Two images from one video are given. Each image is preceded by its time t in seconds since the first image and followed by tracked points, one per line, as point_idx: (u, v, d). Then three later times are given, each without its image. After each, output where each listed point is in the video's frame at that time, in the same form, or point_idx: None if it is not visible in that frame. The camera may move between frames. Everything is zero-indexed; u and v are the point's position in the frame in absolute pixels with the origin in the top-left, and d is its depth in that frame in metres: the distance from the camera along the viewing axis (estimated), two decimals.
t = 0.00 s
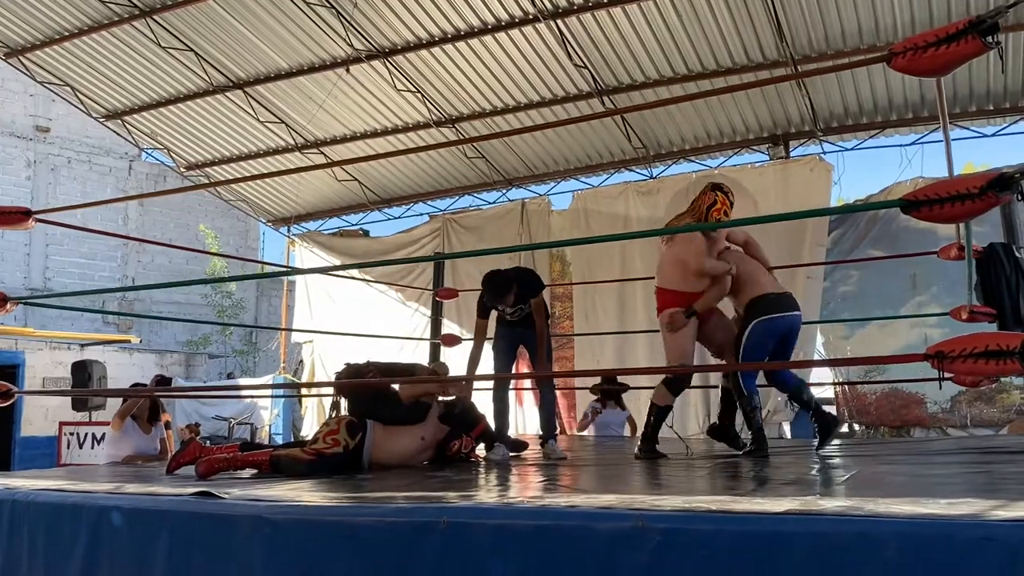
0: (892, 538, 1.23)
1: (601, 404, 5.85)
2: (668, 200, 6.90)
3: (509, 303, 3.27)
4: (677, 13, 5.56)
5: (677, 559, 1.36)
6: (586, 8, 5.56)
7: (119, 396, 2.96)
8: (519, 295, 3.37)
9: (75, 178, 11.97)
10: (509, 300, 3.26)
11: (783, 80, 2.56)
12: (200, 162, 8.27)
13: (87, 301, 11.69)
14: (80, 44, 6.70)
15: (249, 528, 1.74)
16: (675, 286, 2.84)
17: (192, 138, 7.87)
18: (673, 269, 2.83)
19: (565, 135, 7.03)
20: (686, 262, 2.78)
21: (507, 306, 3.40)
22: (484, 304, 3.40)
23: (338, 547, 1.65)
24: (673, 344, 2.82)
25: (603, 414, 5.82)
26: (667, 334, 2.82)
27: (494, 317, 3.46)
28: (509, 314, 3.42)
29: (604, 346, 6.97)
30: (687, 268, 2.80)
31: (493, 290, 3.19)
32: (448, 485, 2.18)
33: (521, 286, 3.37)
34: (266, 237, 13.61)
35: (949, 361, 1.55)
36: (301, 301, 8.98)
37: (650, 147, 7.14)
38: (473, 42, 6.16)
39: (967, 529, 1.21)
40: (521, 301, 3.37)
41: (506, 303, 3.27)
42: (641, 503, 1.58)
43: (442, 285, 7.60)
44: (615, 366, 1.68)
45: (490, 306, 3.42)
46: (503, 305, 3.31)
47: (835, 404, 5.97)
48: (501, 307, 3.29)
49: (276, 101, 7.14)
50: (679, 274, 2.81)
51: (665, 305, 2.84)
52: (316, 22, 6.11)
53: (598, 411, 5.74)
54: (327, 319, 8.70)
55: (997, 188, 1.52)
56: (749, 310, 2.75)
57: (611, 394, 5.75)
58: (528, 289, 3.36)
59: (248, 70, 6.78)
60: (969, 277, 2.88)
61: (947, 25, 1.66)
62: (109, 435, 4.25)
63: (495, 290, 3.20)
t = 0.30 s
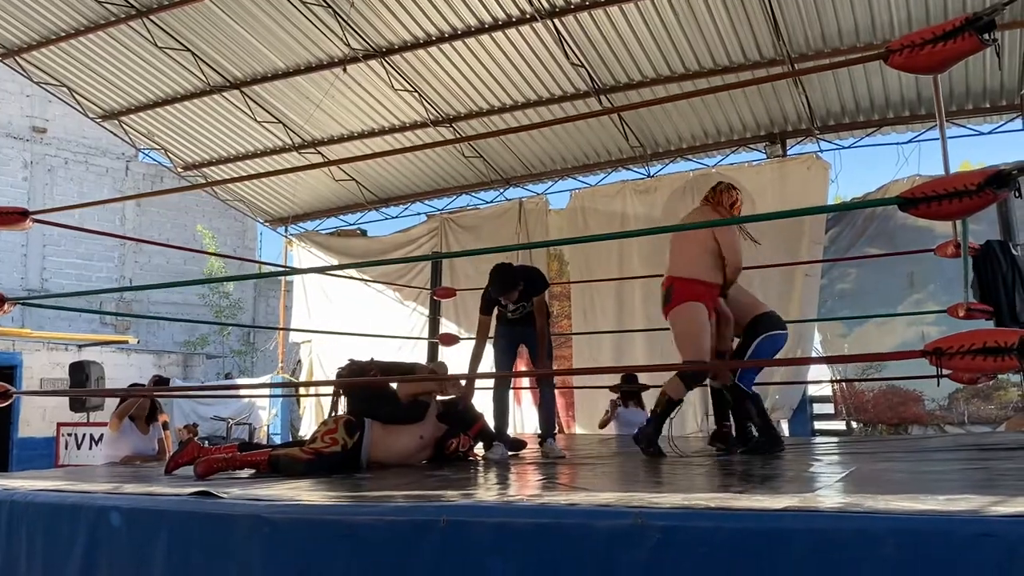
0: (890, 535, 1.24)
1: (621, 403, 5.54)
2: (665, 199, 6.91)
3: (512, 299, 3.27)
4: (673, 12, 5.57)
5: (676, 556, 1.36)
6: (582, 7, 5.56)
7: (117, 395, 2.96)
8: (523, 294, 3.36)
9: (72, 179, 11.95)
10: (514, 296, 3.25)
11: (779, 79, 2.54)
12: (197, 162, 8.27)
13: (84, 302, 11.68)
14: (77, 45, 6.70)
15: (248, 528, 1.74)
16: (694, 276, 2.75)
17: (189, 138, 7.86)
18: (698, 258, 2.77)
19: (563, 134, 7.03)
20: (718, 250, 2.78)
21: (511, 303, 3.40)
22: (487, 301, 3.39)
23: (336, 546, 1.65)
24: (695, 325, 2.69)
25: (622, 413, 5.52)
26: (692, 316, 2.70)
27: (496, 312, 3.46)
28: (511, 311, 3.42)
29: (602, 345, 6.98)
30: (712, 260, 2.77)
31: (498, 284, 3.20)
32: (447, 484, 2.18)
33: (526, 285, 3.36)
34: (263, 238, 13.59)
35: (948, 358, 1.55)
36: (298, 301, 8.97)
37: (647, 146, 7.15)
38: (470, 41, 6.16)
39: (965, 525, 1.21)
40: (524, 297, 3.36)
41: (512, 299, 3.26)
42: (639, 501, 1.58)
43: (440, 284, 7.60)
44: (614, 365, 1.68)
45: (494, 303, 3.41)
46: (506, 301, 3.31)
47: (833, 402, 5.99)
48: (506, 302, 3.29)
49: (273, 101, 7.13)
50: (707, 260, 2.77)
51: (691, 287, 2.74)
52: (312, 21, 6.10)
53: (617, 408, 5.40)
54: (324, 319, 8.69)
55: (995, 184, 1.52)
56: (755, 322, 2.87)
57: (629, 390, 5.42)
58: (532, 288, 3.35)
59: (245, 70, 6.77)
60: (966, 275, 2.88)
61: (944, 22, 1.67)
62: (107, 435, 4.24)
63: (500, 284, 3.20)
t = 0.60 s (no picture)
0: (888, 533, 1.24)
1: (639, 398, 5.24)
2: (663, 198, 6.93)
3: (513, 297, 3.26)
4: (671, 11, 5.56)
5: (675, 556, 1.37)
6: (579, 7, 5.55)
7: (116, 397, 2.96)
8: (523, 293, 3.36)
9: (70, 179, 11.93)
10: (514, 294, 3.24)
11: (774, 79, 2.51)
12: (195, 163, 8.26)
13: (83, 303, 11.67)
14: (73, 46, 6.68)
15: (247, 529, 1.74)
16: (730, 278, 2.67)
17: (186, 139, 7.86)
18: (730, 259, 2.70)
19: (560, 134, 7.03)
20: (744, 255, 2.75)
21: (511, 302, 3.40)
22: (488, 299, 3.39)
23: (335, 547, 1.65)
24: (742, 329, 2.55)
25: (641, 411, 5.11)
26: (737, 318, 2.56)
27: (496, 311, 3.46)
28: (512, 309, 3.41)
29: (600, 344, 6.99)
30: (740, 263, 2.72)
31: (499, 282, 3.19)
32: (446, 484, 2.18)
33: (526, 283, 3.36)
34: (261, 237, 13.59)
35: (944, 358, 1.55)
36: (297, 301, 8.97)
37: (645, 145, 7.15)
38: (467, 41, 6.15)
39: (962, 524, 1.21)
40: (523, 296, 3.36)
41: (512, 297, 3.25)
42: (637, 501, 1.58)
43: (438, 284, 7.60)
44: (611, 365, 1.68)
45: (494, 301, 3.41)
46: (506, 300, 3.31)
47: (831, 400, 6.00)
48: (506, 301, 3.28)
49: (270, 102, 7.12)
50: (738, 264, 2.70)
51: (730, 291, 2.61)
52: (310, 22, 6.09)
53: (635, 402, 5.16)
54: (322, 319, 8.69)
55: (991, 184, 1.53)
56: (742, 309, 2.87)
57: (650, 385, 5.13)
58: (532, 287, 3.35)
59: (242, 71, 6.77)
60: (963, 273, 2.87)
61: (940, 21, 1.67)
62: (106, 437, 4.24)
63: (502, 283, 3.18)
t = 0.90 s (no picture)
0: (886, 530, 1.24)
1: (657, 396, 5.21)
2: (662, 196, 6.94)
3: (511, 296, 3.26)
4: (668, 9, 5.56)
5: (673, 553, 1.37)
6: (576, 5, 5.55)
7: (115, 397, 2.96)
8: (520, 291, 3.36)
9: (68, 179, 11.93)
10: (514, 292, 3.25)
11: (772, 75, 2.53)
12: (193, 163, 8.27)
13: (82, 303, 11.68)
14: (71, 46, 6.68)
15: (246, 528, 1.74)
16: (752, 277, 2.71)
17: (184, 139, 7.86)
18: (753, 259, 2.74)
19: (558, 132, 7.03)
20: (764, 254, 2.80)
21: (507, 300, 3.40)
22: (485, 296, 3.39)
23: (334, 545, 1.65)
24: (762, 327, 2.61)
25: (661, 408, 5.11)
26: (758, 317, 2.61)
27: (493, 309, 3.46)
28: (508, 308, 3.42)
29: (599, 342, 6.99)
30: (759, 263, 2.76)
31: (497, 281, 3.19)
32: (444, 483, 2.18)
33: (524, 282, 3.36)
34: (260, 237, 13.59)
35: (942, 354, 1.55)
36: (296, 300, 8.97)
37: (643, 143, 7.15)
38: (464, 39, 6.15)
39: (960, 519, 1.21)
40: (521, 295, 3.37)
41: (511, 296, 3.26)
42: (635, 498, 1.58)
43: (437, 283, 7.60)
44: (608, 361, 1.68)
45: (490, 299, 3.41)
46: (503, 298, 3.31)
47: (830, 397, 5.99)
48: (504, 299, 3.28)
49: (268, 101, 7.13)
50: (760, 263, 2.74)
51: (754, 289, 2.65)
52: (307, 22, 6.10)
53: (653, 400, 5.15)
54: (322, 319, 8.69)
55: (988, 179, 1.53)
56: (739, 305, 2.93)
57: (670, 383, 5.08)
58: (529, 285, 3.35)
59: (240, 70, 6.76)
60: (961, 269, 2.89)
61: (936, 17, 1.67)
62: (105, 437, 4.24)
63: (502, 281, 3.18)
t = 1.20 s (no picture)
0: (886, 523, 1.24)
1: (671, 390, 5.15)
2: (662, 193, 6.94)
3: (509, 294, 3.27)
4: (668, 6, 5.56)
5: (674, 548, 1.37)
6: (575, 2, 5.55)
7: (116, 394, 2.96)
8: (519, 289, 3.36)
9: (69, 179, 11.94)
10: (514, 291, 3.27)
11: (773, 70, 2.54)
12: (193, 162, 8.27)
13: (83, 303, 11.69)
14: (71, 45, 6.68)
15: (247, 525, 1.74)
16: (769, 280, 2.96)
17: (184, 138, 7.86)
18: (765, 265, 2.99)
19: (558, 129, 7.03)
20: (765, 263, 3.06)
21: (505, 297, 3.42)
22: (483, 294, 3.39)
23: (335, 541, 1.65)
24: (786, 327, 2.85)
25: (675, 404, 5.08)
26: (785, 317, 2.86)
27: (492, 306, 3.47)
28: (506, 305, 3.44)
29: (599, 339, 6.99)
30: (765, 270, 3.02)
31: (495, 280, 3.20)
32: (445, 479, 2.18)
33: (522, 279, 3.37)
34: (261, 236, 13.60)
35: (942, 348, 1.55)
36: (296, 299, 8.97)
37: (644, 140, 7.15)
38: (464, 36, 6.15)
39: (961, 513, 1.21)
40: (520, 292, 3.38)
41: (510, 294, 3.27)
42: (636, 493, 1.58)
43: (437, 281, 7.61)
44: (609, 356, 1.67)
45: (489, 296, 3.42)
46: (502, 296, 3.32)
47: (831, 393, 5.99)
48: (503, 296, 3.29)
49: (268, 100, 7.13)
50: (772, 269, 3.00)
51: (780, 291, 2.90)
52: (308, 21, 6.10)
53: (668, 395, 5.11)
54: (322, 317, 8.69)
55: (987, 172, 1.53)
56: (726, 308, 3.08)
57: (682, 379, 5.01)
58: (527, 282, 3.35)
59: (240, 69, 6.77)
60: (960, 265, 2.87)
61: (935, 11, 1.67)
62: (105, 436, 4.24)
63: (501, 280, 3.19)
